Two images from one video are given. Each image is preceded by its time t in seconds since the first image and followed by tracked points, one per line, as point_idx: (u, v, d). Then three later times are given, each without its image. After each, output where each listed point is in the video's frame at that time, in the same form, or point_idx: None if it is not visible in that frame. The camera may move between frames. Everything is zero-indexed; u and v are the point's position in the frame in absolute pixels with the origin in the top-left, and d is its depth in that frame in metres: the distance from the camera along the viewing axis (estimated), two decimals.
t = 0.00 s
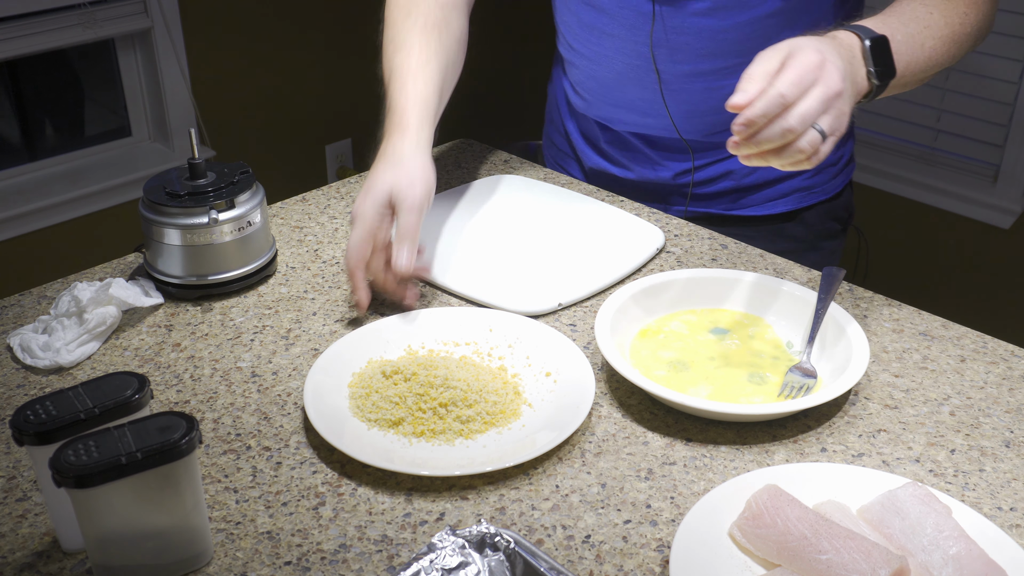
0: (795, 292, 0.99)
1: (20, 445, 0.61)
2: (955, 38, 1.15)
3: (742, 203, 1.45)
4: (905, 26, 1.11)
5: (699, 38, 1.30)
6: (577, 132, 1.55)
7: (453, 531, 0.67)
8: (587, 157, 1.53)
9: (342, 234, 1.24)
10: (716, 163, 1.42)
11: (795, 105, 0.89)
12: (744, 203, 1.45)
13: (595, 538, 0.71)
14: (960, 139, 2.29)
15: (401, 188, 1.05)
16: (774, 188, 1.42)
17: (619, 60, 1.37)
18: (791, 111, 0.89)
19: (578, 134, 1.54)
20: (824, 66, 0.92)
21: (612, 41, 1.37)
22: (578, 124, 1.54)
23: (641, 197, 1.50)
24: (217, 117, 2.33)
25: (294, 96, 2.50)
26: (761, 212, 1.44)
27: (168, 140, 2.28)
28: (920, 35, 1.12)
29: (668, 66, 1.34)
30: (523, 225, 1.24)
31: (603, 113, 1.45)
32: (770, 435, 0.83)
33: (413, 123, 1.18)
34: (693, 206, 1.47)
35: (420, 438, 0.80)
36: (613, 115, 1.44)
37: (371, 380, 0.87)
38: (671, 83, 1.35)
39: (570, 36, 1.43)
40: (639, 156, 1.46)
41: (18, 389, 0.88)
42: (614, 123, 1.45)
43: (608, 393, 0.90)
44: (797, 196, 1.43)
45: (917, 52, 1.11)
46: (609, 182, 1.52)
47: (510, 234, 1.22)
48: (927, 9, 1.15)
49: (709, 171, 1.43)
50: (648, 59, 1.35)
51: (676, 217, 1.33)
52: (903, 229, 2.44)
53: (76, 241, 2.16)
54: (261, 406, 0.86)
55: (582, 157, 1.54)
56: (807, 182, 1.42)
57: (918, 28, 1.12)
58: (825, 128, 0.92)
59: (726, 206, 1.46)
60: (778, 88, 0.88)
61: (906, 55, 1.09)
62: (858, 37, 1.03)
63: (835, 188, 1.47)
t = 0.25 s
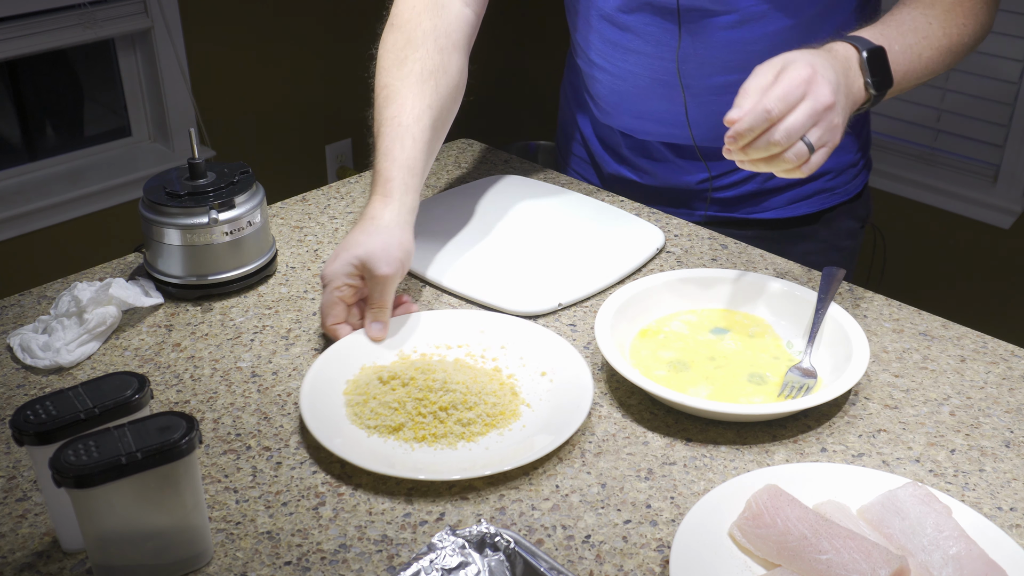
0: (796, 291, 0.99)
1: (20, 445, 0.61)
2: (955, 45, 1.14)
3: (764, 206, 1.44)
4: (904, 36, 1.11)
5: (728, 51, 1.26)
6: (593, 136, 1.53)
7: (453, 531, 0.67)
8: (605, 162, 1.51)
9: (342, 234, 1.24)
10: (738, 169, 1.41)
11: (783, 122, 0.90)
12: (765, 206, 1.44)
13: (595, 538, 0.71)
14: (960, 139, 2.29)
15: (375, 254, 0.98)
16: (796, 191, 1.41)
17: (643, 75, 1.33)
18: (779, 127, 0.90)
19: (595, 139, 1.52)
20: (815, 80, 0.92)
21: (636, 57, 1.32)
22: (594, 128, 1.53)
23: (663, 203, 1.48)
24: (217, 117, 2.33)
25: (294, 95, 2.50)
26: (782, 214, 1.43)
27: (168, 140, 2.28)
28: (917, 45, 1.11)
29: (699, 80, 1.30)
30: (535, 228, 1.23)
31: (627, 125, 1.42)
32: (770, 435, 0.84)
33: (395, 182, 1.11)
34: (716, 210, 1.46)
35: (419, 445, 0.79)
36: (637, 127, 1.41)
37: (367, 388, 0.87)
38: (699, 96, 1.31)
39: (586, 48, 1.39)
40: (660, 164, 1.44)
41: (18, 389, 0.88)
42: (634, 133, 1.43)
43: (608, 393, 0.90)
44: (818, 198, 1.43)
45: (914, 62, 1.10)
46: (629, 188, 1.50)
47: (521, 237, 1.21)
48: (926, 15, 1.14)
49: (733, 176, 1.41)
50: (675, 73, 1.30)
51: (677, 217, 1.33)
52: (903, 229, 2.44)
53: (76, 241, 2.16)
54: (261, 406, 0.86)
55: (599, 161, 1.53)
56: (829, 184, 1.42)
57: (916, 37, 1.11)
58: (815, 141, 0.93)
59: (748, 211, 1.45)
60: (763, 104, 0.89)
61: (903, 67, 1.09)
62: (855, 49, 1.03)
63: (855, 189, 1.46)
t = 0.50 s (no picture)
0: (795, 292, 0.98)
1: (20, 445, 0.61)
2: (977, 47, 1.13)
3: (777, 207, 1.43)
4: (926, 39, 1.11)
5: (744, 61, 1.26)
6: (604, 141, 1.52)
7: (453, 531, 0.67)
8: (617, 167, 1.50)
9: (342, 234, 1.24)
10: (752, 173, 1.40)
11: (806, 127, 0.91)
12: (779, 208, 1.43)
13: (595, 538, 0.71)
14: (960, 139, 2.29)
15: (363, 253, 0.99)
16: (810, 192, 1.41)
17: (657, 83, 1.32)
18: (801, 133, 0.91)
19: (605, 144, 1.52)
20: (836, 88, 0.94)
21: (652, 66, 1.31)
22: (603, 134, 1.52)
23: (675, 206, 1.48)
24: (217, 117, 2.32)
25: (294, 95, 2.50)
26: (797, 216, 1.43)
27: (168, 140, 2.28)
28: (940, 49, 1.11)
29: (713, 88, 1.30)
30: (541, 229, 1.22)
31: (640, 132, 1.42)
32: (770, 435, 0.84)
33: (383, 181, 1.11)
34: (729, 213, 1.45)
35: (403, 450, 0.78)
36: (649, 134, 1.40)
37: (337, 388, 0.87)
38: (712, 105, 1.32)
39: (598, 56, 1.38)
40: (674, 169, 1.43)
41: (18, 389, 0.88)
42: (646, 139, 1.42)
43: (608, 393, 0.90)
44: (832, 199, 1.42)
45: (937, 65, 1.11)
46: (641, 193, 1.49)
47: (527, 238, 1.20)
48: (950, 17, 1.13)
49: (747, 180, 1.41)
50: (689, 82, 1.30)
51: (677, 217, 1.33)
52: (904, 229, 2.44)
53: (76, 241, 2.16)
54: (261, 406, 0.86)
55: (609, 164, 1.52)
56: (842, 184, 1.42)
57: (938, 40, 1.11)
58: (837, 146, 0.94)
59: (762, 213, 1.44)
60: (786, 111, 0.90)
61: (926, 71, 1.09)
62: (879, 55, 1.04)
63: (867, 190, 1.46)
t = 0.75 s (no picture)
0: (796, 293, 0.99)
1: (20, 445, 0.61)
2: (985, 46, 1.13)
3: (784, 207, 1.43)
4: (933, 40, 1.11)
5: (749, 62, 1.26)
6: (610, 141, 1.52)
7: (453, 531, 0.67)
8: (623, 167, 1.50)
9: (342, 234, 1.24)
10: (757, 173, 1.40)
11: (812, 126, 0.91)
12: (786, 208, 1.43)
13: (595, 538, 0.71)
14: (960, 139, 2.29)
15: (365, 258, 0.99)
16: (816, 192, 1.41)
17: (661, 85, 1.32)
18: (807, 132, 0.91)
19: (610, 144, 1.52)
20: (843, 88, 0.94)
21: (657, 68, 1.31)
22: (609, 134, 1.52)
23: (679, 207, 1.48)
24: (218, 117, 2.32)
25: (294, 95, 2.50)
26: (803, 216, 1.42)
27: (168, 140, 2.28)
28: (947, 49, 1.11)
29: (718, 90, 1.30)
30: (544, 231, 1.22)
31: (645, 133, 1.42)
32: (770, 435, 0.84)
33: (391, 188, 1.11)
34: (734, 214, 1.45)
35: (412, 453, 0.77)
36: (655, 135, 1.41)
37: (340, 389, 0.86)
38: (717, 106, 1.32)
39: (603, 57, 1.38)
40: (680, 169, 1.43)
41: (18, 389, 0.88)
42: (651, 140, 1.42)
43: (608, 393, 0.90)
44: (838, 199, 1.42)
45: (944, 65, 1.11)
46: (647, 193, 1.49)
47: (529, 239, 1.20)
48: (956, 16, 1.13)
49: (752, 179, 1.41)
50: (695, 84, 1.30)
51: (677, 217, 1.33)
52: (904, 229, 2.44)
53: (77, 241, 2.16)
54: (261, 407, 0.86)
55: (615, 165, 1.52)
56: (847, 184, 1.41)
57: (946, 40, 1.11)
58: (843, 147, 0.94)
59: (769, 213, 1.44)
60: (792, 110, 0.90)
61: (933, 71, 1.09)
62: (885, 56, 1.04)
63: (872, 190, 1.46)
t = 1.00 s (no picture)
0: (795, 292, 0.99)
1: (20, 445, 0.61)
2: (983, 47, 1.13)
3: (786, 206, 1.43)
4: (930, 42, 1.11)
5: (753, 62, 1.26)
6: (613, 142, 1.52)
7: (453, 531, 0.67)
8: (626, 167, 1.50)
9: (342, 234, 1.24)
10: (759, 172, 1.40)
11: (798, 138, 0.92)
12: (788, 208, 1.43)
13: (595, 538, 0.71)
14: (960, 139, 2.29)
15: (351, 264, 0.98)
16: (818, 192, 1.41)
17: (665, 86, 1.32)
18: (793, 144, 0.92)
19: (614, 144, 1.52)
20: (831, 99, 0.94)
21: (660, 69, 1.31)
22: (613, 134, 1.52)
23: (682, 207, 1.48)
24: (217, 117, 2.32)
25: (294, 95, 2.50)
26: (805, 215, 1.42)
27: (168, 140, 2.27)
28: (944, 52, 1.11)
29: (722, 90, 1.30)
30: (545, 232, 1.22)
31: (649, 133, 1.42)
32: (770, 435, 0.84)
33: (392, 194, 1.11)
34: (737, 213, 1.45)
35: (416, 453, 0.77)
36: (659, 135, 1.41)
37: (343, 388, 0.86)
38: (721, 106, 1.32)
39: (605, 58, 1.38)
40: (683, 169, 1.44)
41: (18, 389, 0.88)
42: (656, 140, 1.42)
43: (608, 393, 0.90)
44: (841, 198, 1.42)
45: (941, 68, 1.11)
46: (650, 194, 1.49)
47: (531, 240, 1.20)
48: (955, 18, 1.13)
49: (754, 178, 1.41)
50: (698, 84, 1.30)
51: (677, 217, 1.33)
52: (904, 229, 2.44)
53: (77, 241, 2.16)
54: (261, 407, 0.86)
55: (619, 166, 1.52)
56: (848, 183, 1.41)
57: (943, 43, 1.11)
58: (832, 157, 0.93)
59: (772, 213, 1.44)
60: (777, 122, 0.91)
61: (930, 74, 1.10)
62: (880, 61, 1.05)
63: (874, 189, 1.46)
